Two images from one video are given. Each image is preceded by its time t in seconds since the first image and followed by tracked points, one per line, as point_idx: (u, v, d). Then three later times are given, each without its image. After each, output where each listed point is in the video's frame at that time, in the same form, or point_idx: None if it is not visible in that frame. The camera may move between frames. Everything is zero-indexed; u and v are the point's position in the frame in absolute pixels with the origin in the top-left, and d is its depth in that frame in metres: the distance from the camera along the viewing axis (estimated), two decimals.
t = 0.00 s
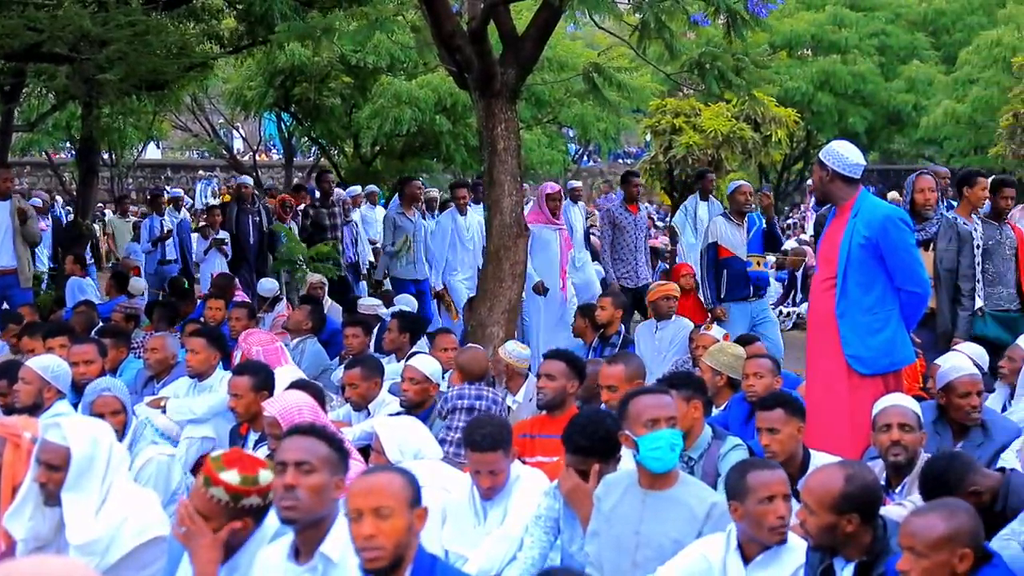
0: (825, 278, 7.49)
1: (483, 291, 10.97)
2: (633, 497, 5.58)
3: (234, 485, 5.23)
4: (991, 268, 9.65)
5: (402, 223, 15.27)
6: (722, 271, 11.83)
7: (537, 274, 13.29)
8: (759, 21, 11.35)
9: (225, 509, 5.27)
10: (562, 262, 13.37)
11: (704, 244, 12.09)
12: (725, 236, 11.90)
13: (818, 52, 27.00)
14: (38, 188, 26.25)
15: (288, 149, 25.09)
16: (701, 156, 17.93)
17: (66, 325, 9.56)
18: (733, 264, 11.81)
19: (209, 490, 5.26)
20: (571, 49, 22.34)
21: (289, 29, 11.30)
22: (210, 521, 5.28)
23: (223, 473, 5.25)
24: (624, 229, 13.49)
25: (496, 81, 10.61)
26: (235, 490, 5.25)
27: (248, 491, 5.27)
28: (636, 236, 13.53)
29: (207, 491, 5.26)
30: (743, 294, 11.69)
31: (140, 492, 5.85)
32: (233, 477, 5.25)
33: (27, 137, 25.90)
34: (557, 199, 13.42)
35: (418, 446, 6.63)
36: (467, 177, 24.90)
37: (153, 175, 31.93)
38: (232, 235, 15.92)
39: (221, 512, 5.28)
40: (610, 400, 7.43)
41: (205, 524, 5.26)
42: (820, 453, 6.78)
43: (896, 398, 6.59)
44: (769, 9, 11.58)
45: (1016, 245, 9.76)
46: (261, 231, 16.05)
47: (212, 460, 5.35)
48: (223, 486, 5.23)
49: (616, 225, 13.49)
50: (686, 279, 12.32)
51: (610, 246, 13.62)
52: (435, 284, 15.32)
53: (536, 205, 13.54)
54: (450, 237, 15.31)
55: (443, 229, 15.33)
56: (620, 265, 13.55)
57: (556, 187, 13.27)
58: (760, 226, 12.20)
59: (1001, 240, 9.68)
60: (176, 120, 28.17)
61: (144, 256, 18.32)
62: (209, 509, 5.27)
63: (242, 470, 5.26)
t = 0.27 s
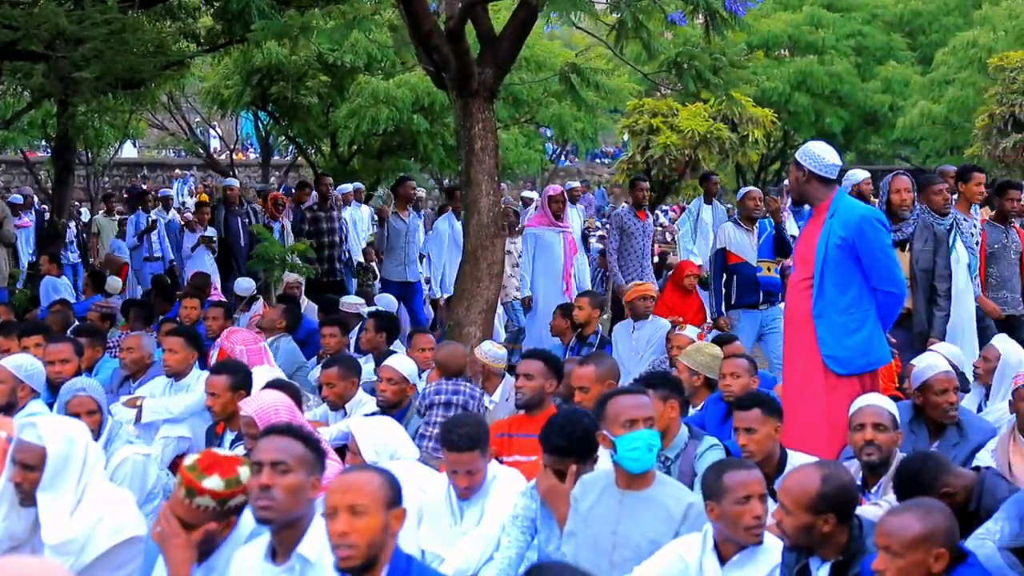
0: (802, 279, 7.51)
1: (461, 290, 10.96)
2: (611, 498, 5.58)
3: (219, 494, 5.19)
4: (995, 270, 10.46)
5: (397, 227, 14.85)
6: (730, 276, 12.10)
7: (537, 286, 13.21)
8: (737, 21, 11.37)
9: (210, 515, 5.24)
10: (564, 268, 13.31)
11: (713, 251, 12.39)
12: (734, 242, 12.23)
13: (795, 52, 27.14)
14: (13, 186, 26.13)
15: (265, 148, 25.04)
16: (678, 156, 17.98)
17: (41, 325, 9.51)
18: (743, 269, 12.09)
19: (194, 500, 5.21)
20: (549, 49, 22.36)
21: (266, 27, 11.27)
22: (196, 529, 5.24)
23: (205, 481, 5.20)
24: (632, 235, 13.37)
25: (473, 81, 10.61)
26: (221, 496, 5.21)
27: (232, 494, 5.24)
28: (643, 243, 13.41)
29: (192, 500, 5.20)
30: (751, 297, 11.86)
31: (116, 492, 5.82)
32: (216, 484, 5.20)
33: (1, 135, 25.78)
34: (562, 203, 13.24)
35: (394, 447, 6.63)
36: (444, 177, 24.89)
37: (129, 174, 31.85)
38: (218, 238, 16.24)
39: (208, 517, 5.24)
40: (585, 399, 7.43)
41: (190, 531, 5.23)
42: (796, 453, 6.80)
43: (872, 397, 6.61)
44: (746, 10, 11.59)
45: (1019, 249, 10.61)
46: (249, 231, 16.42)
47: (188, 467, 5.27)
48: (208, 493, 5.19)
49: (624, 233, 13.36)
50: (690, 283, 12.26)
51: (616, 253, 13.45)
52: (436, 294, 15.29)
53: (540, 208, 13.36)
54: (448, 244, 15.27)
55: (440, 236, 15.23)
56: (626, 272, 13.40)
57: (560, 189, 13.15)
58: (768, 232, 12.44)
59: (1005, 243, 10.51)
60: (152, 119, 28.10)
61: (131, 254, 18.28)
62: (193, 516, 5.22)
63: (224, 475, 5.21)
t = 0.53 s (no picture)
0: (781, 280, 7.53)
1: (440, 291, 10.96)
2: (589, 498, 5.60)
3: (206, 494, 5.20)
4: (1002, 270, 10.64)
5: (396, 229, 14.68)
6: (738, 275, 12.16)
7: (536, 278, 13.22)
8: (716, 22, 11.40)
9: (195, 516, 5.24)
10: (563, 264, 13.30)
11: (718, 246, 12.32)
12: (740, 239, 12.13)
13: (774, 53, 27.21)
14: None
15: (245, 148, 25.00)
16: (658, 157, 18.01)
17: (19, 324, 9.49)
18: (749, 267, 12.10)
19: (181, 503, 5.20)
20: (529, 49, 22.39)
21: (246, 27, 11.27)
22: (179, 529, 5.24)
23: (191, 482, 5.20)
24: (634, 230, 13.30)
25: (453, 81, 10.63)
26: (208, 497, 5.22)
27: (218, 494, 5.26)
28: (647, 238, 13.34)
29: (178, 503, 5.19)
30: (757, 297, 11.90)
31: (95, 493, 5.82)
32: (201, 484, 5.20)
33: None
34: (559, 200, 13.08)
35: (373, 447, 6.63)
36: (424, 176, 24.89)
37: (109, 173, 31.77)
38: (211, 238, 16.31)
39: (193, 517, 5.24)
40: (565, 400, 7.44)
41: (172, 532, 5.23)
42: (774, 454, 6.82)
43: (850, 398, 6.63)
44: (725, 11, 11.62)
45: None
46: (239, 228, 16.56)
47: (170, 469, 5.26)
48: (195, 496, 5.19)
49: (625, 228, 13.31)
50: (696, 285, 12.29)
51: (618, 247, 13.43)
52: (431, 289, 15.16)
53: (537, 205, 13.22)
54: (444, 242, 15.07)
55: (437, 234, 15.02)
56: (631, 268, 13.39)
57: (558, 188, 12.97)
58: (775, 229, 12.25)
59: (1013, 241, 10.65)
60: (131, 118, 28.04)
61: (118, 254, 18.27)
62: (177, 518, 5.21)
63: (210, 475, 5.22)
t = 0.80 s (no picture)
0: (756, 280, 7.55)
1: (415, 291, 10.96)
2: (564, 498, 5.60)
3: (186, 486, 5.25)
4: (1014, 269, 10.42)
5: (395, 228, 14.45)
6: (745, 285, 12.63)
7: (535, 286, 13.12)
8: (691, 23, 11.42)
9: (173, 509, 5.27)
10: (562, 270, 13.17)
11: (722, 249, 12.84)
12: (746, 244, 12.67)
13: (750, 54, 27.27)
14: None
15: (220, 147, 24.93)
16: (634, 157, 18.04)
17: None
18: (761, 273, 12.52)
19: (159, 493, 5.24)
20: (505, 49, 22.40)
21: (221, 26, 11.24)
22: (156, 523, 5.26)
23: (171, 474, 5.24)
24: (632, 235, 13.34)
25: (429, 81, 10.63)
26: (187, 489, 5.26)
27: (197, 489, 5.30)
28: (644, 243, 13.34)
29: (156, 493, 5.23)
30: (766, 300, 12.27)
31: (68, 493, 5.80)
32: (181, 477, 5.25)
33: None
34: (554, 204, 12.99)
35: (348, 446, 6.62)
36: (400, 176, 24.87)
37: (83, 172, 31.66)
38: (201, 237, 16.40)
39: (169, 512, 5.26)
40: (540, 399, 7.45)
41: (149, 526, 5.25)
42: (748, 454, 6.84)
43: (824, 398, 6.65)
44: (700, 12, 11.64)
45: None
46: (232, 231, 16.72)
47: (152, 461, 5.32)
48: (174, 487, 5.23)
49: (622, 233, 13.37)
50: (695, 288, 12.55)
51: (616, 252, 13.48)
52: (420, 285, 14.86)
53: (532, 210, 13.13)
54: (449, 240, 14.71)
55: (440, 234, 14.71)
56: (631, 274, 13.39)
57: (553, 193, 12.92)
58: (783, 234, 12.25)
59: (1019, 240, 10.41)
60: (107, 117, 27.96)
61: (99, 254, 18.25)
62: (156, 510, 5.25)
63: (191, 469, 5.27)
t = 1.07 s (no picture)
0: (729, 280, 7.57)
1: (390, 290, 10.96)
2: (538, 497, 5.61)
3: (159, 484, 5.24)
4: None
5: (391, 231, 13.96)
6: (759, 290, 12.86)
7: (528, 282, 12.60)
8: (665, 24, 11.45)
9: (146, 507, 5.26)
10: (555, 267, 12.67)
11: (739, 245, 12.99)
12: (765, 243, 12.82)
13: (725, 55, 27.34)
14: None
15: (195, 146, 24.87)
16: (609, 157, 18.09)
17: None
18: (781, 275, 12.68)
19: (133, 489, 5.24)
20: (481, 49, 22.42)
21: (196, 25, 11.22)
22: (129, 520, 5.26)
23: (146, 470, 5.24)
24: (632, 232, 13.39)
25: (404, 80, 10.63)
26: (160, 488, 5.25)
27: (170, 488, 5.29)
28: (645, 240, 13.41)
29: (130, 489, 5.23)
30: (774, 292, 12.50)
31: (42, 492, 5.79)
32: (156, 473, 5.25)
33: None
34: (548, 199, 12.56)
35: (322, 445, 6.62)
36: (375, 176, 24.85)
37: (57, 171, 31.54)
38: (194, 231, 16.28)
39: (142, 509, 5.26)
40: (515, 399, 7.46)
41: (123, 522, 5.24)
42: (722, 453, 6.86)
43: (797, 398, 6.68)
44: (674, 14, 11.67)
45: None
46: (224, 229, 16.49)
47: (129, 456, 5.32)
48: (149, 483, 5.23)
49: (623, 230, 13.41)
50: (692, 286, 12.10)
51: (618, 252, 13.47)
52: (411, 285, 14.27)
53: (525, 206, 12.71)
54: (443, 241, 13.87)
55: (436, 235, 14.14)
56: (630, 272, 13.40)
57: (545, 188, 12.50)
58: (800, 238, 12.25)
59: None
60: (81, 116, 27.87)
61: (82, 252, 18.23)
62: (129, 506, 5.25)
63: (165, 466, 5.27)
